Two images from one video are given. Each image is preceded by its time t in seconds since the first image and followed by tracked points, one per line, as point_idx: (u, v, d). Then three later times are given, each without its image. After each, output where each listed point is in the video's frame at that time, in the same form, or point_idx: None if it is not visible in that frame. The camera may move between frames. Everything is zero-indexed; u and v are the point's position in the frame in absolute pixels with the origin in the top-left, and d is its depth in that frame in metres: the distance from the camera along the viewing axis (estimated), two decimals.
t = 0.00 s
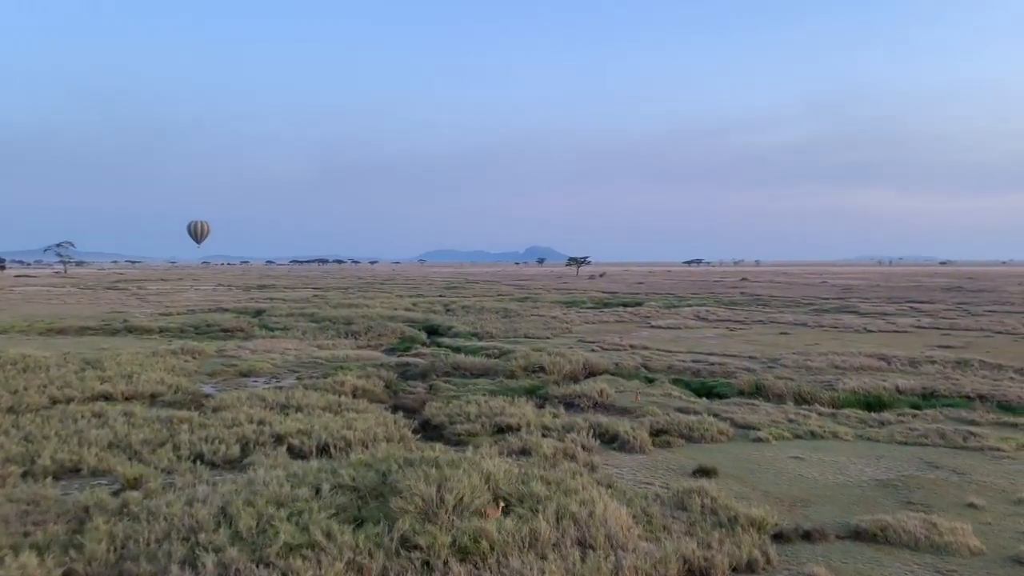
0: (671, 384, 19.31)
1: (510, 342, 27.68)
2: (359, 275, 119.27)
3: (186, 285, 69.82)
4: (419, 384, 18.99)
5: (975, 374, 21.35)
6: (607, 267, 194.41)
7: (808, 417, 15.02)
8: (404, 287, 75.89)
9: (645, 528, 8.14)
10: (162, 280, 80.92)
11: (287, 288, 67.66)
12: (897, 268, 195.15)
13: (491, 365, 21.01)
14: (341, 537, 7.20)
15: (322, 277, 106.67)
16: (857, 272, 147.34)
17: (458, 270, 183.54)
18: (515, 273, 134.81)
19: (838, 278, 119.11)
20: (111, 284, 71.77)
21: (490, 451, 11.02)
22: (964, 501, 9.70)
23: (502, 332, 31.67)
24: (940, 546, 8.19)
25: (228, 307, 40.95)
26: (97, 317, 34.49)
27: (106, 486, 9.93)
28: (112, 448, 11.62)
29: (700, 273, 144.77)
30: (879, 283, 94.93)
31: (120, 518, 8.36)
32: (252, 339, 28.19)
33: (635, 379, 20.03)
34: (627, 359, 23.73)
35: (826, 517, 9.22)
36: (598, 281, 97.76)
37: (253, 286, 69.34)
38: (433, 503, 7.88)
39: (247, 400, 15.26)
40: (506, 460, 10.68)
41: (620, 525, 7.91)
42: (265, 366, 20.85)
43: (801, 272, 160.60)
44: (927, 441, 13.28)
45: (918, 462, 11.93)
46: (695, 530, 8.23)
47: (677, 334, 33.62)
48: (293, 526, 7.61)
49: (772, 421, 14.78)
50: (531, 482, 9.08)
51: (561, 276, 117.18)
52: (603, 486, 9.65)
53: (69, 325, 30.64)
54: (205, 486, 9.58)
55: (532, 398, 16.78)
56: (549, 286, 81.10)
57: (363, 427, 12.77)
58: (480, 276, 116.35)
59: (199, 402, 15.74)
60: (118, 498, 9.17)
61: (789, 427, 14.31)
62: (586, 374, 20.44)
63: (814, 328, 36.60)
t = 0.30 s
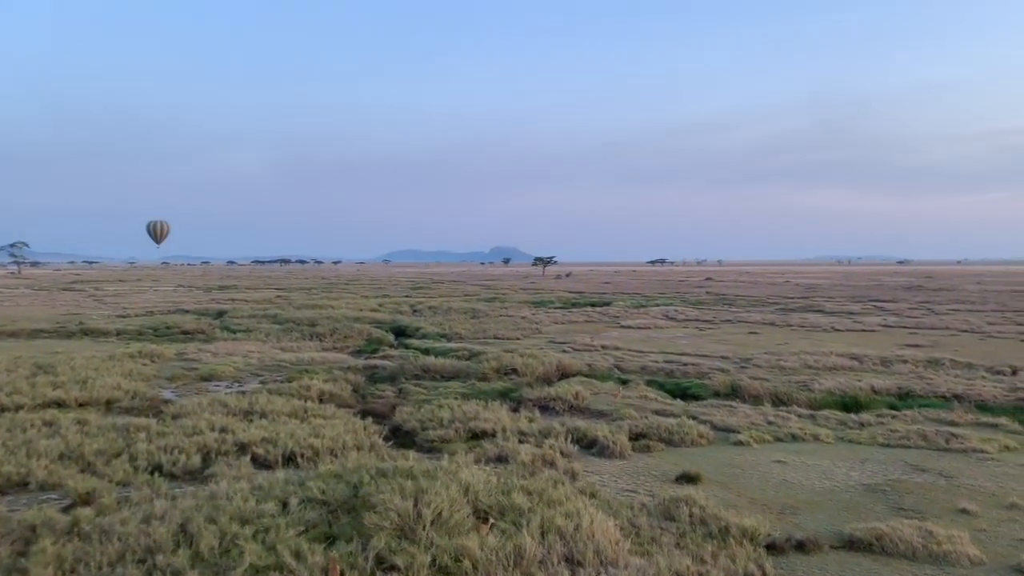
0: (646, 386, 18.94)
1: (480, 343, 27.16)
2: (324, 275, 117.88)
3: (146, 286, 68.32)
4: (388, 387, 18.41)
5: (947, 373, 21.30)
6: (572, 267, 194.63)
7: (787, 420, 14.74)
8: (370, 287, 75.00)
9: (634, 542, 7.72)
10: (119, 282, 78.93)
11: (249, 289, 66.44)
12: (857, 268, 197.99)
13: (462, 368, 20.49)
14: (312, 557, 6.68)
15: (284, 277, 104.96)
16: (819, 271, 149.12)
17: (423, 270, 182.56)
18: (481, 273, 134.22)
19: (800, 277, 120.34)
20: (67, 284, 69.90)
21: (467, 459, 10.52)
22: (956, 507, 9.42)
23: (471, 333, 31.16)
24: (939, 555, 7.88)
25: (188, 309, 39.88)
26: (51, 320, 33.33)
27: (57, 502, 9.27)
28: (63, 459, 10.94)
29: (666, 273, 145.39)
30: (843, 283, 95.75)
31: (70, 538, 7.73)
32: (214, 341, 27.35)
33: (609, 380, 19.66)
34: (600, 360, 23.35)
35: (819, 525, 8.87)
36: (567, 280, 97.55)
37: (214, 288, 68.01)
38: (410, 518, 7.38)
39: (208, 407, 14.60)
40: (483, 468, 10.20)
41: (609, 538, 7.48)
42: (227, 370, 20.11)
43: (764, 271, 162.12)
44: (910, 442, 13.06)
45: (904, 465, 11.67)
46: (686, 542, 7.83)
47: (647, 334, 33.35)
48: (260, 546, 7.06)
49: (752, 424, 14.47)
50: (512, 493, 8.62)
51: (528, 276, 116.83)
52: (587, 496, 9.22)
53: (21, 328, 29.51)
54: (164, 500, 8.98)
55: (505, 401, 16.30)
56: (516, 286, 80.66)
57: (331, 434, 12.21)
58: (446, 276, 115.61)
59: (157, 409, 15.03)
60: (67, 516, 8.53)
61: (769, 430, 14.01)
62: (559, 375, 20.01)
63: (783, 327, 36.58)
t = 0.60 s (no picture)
0: (621, 393, 18.56)
1: (449, 350, 26.62)
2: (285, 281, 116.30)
3: (102, 293, 66.46)
4: (357, 397, 17.82)
5: (921, 378, 21.22)
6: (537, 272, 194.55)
7: (768, 428, 14.44)
8: (334, 293, 73.96)
9: (626, 563, 7.29)
10: (76, 287, 77.03)
11: (210, 295, 65.04)
12: (818, 272, 200.29)
13: (432, 376, 19.95)
14: None
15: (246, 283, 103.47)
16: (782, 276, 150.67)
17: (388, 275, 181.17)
18: (446, 278, 133.59)
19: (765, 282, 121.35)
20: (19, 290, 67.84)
21: (444, 474, 10.01)
22: (952, 519, 9.13)
23: (439, 340, 30.56)
24: (941, 571, 7.56)
25: (147, 316, 38.75)
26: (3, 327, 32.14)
27: (2, 525, 8.59)
28: (11, 478, 10.24)
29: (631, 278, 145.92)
30: (804, 288, 96.82)
31: (16, 567, 7.10)
32: (173, 349, 26.48)
33: (583, 388, 19.24)
34: (573, 367, 22.94)
35: (814, 541, 8.52)
36: (531, 287, 97.38)
37: (173, 294, 66.50)
38: (389, 542, 6.89)
39: (167, 419, 13.91)
40: (461, 484, 9.71)
41: (600, 559, 7.05)
42: (188, 379, 19.34)
43: (728, 277, 163.44)
44: (894, 450, 12.79)
45: (891, 474, 11.40)
46: (680, 561, 7.43)
47: (618, 340, 33.04)
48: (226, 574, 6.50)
49: (733, 432, 14.13)
50: (495, 512, 8.15)
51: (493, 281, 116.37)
52: (573, 513, 8.77)
53: None
54: (120, 522, 8.35)
55: (478, 411, 15.82)
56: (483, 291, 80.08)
57: (299, 448, 11.64)
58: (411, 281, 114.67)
59: (114, 422, 14.29)
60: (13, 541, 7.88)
61: (750, 438, 13.68)
62: (532, 383, 19.58)
63: (752, 333, 36.50)
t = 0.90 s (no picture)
0: (605, 404, 18.12)
1: (425, 360, 26.04)
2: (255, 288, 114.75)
3: (67, 300, 64.92)
4: (332, 409, 17.22)
5: (904, 387, 21.03)
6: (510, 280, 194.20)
7: (759, 439, 14.09)
8: (305, 300, 72.96)
9: None
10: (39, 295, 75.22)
11: (178, 302, 63.76)
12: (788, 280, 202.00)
13: (410, 387, 19.39)
14: None
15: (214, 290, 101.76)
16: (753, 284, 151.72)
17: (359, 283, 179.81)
18: (418, 285, 132.81)
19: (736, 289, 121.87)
20: None
21: (429, 492, 9.50)
22: (959, 536, 8.80)
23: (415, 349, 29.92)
24: None
25: (112, 324, 37.70)
26: None
27: None
28: None
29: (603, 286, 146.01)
30: (776, 295, 97.31)
31: None
32: (140, 359, 25.63)
33: (566, 398, 18.77)
34: (553, 376, 22.47)
35: (820, 562, 8.12)
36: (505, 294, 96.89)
37: (140, 302, 65.09)
38: (377, 570, 6.38)
39: (135, 434, 13.24)
40: (448, 503, 9.21)
41: None
42: (156, 391, 18.61)
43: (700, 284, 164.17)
44: (888, 462, 12.47)
45: (890, 488, 11.07)
46: None
47: (596, 348, 32.66)
48: None
49: (723, 445, 13.73)
50: (488, 534, 7.67)
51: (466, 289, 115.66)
52: (568, 534, 8.31)
53: None
54: (83, 548, 7.76)
55: (459, 423, 15.31)
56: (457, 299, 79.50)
57: (275, 464, 11.07)
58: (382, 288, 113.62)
59: (77, 438, 13.57)
60: None
61: (742, 451, 13.30)
62: (513, 393, 19.07)
63: (730, 341, 36.30)
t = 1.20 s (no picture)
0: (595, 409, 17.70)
1: (408, 364, 25.49)
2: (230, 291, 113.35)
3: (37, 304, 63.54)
4: (315, 416, 16.66)
5: (895, 391, 20.82)
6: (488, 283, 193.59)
7: (756, 446, 13.74)
8: (283, 304, 72.04)
9: None
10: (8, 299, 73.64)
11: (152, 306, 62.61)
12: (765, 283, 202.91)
13: (394, 393, 18.87)
14: None
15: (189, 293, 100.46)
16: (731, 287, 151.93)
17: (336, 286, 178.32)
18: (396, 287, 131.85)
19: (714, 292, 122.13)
20: None
21: (422, 505, 9.02)
22: (975, 548, 8.48)
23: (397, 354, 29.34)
24: None
25: (85, 328, 36.79)
26: None
27: None
28: None
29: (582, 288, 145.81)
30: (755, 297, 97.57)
31: None
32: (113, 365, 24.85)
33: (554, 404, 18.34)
34: (539, 381, 22.03)
35: None
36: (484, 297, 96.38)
37: (113, 305, 63.83)
38: None
39: (108, 443, 12.64)
40: (442, 517, 8.74)
41: None
42: (130, 398, 17.94)
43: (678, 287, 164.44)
44: (890, 469, 12.16)
45: (896, 496, 10.76)
46: None
47: (580, 352, 32.24)
48: None
49: (720, 452, 13.36)
50: (489, 552, 7.21)
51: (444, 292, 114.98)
52: (571, 551, 7.89)
53: None
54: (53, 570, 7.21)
55: (447, 430, 14.82)
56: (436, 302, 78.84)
57: (257, 475, 10.54)
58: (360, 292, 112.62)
59: (47, 449, 12.94)
60: None
61: (740, 458, 12.94)
62: (500, 399, 18.61)
63: (714, 344, 36.05)
